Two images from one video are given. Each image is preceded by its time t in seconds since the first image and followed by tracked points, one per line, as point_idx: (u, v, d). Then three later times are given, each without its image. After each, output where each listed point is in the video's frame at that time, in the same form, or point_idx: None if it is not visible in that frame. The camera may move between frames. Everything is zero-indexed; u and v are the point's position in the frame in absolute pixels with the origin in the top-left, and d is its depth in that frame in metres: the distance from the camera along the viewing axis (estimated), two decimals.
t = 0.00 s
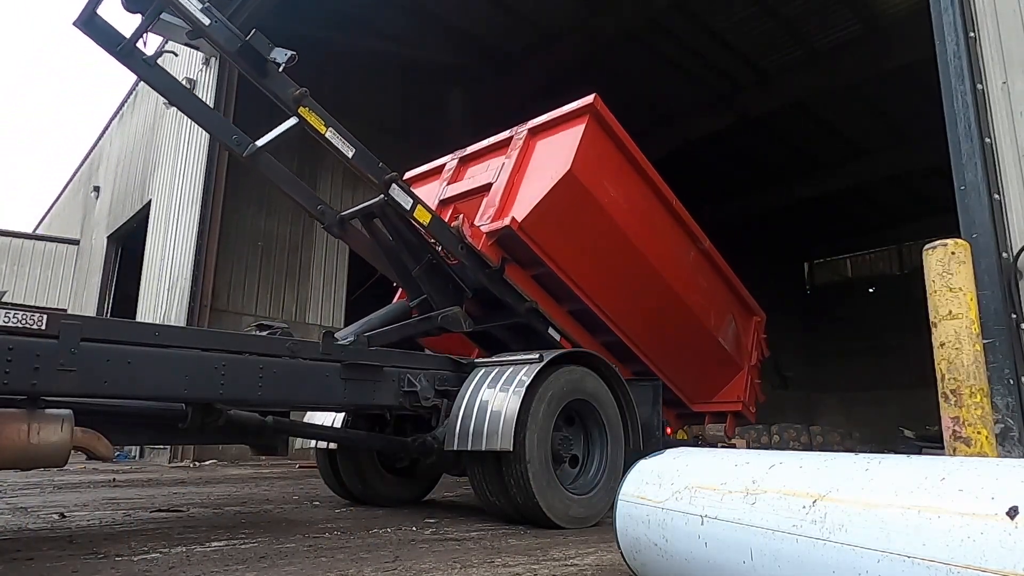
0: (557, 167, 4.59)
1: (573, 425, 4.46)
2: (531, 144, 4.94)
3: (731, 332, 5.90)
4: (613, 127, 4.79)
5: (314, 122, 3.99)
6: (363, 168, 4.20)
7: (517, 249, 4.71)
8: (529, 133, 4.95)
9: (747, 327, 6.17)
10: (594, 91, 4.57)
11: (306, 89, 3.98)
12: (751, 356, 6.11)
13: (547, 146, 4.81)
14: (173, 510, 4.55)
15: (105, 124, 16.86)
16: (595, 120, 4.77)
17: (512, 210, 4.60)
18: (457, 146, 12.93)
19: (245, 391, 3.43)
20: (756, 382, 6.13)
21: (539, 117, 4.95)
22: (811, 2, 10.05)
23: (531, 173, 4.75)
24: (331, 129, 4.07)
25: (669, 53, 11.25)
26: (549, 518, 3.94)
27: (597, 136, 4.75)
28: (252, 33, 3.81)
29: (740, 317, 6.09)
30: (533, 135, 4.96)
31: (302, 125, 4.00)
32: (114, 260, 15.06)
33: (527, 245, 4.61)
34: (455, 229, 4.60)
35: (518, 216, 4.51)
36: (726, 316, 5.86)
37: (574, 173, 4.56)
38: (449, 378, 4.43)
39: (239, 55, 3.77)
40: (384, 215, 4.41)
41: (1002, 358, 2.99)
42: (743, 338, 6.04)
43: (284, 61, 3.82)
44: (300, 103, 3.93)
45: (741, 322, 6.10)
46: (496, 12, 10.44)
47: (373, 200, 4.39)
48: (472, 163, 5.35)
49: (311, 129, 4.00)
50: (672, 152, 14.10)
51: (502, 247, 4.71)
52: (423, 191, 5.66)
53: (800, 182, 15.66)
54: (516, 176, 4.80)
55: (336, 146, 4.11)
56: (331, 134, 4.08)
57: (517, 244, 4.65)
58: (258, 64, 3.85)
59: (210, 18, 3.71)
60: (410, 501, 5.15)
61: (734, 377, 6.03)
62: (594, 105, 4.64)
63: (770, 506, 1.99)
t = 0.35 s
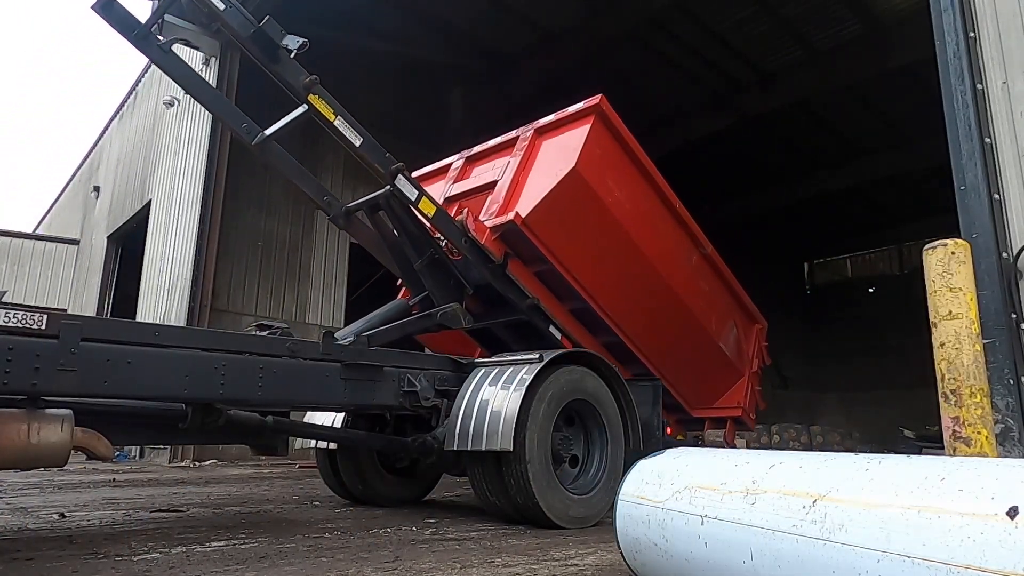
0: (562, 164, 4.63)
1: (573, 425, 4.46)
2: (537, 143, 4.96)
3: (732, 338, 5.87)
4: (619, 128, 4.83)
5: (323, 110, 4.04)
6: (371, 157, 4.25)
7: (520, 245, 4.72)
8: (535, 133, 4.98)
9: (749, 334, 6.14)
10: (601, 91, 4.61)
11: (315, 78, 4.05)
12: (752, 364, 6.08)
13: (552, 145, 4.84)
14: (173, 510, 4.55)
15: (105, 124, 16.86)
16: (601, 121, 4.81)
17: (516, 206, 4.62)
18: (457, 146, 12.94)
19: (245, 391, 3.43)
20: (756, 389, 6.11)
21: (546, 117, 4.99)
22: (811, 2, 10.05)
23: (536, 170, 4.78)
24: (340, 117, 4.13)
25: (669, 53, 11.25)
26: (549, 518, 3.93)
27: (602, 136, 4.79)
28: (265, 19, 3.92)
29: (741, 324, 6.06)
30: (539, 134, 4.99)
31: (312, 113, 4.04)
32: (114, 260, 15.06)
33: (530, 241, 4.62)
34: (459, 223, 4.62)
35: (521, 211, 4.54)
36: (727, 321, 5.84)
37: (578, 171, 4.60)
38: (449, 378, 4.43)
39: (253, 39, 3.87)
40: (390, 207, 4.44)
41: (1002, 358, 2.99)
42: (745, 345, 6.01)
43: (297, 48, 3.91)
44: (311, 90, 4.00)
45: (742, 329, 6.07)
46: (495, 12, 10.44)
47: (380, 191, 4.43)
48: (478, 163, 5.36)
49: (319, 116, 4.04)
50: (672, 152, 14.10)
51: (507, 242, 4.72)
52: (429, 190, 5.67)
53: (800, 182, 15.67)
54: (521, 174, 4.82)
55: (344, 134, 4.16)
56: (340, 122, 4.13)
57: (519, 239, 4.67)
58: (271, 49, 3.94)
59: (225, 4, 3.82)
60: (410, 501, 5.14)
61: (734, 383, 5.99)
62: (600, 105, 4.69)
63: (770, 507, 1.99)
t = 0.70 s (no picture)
0: (567, 162, 4.64)
1: (573, 425, 4.45)
2: (542, 143, 4.98)
3: (733, 343, 5.84)
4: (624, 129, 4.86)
5: (334, 99, 4.07)
6: (378, 147, 4.27)
7: (524, 241, 4.71)
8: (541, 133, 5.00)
9: (750, 342, 6.12)
10: (607, 92, 4.64)
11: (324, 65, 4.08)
12: (753, 371, 6.06)
13: (558, 145, 4.86)
14: (173, 510, 4.55)
15: (105, 124, 16.86)
16: (607, 122, 4.83)
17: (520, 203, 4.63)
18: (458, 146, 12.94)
19: (245, 391, 3.43)
20: (756, 396, 6.08)
21: (552, 118, 5.01)
22: (811, 2, 10.05)
23: (541, 169, 4.79)
24: (349, 105, 4.16)
25: (670, 53, 11.26)
26: (549, 518, 3.93)
27: (607, 137, 4.82)
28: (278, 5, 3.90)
29: (743, 331, 6.03)
30: (545, 134, 5.00)
31: (322, 102, 4.06)
32: (114, 260, 15.05)
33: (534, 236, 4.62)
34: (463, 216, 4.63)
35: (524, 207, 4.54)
36: (729, 327, 5.81)
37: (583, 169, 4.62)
38: (450, 378, 4.43)
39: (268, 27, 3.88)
40: (394, 199, 4.44)
41: (1003, 358, 2.99)
42: (746, 353, 6.00)
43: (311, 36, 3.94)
44: (322, 78, 4.02)
45: (743, 336, 6.04)
46: (495, 12, 10.44)
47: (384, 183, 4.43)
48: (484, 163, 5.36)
49: (330, 104, 4.07)
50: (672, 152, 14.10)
51: (511, 238, 4.72)
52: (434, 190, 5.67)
53: (800, 182, 15.66)
54: (526, 173, 4.82)
55: (353, 123, 4.18)
56: (350, 110, 4.16)
57: (523, 235, 4.67)
58: (284, 36, 3.95)
59: None
60: (410, 501, 5.14)
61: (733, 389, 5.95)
62: (606, 105, 4.71)
63: (770, 506, 1.99)
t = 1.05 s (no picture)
0: (571, 160, 4.66)
1: (573, 425, 4.45)
2: (548, 143, 4.99)
3: (733, 349, 5.83)
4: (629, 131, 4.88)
5: (343, 88, 4.10)
6: (385, 137, 4.29)
7: (527, 236, 4.71)
8: (547, 133, 5.02)
9: (751, 349, 6.11)
10: (613, 93, 4.67)
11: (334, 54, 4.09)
12: (753, 378, 6.04)
13: (563, 145, 4.87)
14: (173, 510, 4.55)
15: (105, 123, 16.86)
16: (612, 124, 4.86)
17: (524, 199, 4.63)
18: (458, 146, 12.93)
19: (244, 391, 3.43)
20: (756, 402, 6.05)
21: (559, 119, 5.03)
22: (811, 2, 10.04)
23: (546, 167, 4.80)
24: (358, 95, 4.19)
25: (670, 54, 11.26)
26: (549, 518, 3.93)
27: (612, 138, 4.83)
28: None
29: (744, 338, 6.01)
30: (550, 135, 5.02)
31: (332, 90, 4.08)
32: (114, 260, 15.06)
33: (537, 233, 4.62)
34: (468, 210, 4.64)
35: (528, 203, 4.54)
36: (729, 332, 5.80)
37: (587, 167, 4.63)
38: (450, 378, 4.43)
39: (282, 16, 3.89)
40: (399, 191, 4.43)
41: (1003, 358, 2.99)
42: (747, 359, 5.99)
43: (323, 26, 3.96)
44: (333, 67, 4.04)
45: (744, 343, 6.02)
46: (495, 13, 10.43)
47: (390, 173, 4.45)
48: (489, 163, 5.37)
49: (339, 94, 4.09)
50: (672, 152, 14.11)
51: (514, 235, 4.72)
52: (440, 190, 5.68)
53: (801, 182, 15.66)
54: (531, 171, 4.83)
55: (362, 113, 4.21)
56: (358, 100, 4.19)
57: (526, 231, 4.66)
58: (297, 25, 3.96)
59: None
60: (410, 500, 5.14)
61: (733, 395, 5.93)
62: (612, 106, 4.74)
63: (770, 506, 1.99)
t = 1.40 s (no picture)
0: (576, 159, 4.66)
1: (574, 425, 4.45)
2: (553, 143, 5.00)
3: (734, 355, 5.80)
4: (635, 132, 4.88)
5: (353, 77, 4.11)
6: (393, 128, 4.32)
7: (530, 233, 4.71)
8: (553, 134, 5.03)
9: (752, 356, 6.08)
10: (620, 94, 4.67)
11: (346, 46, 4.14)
12: (753, 386, 6.00)
13: (568, 145, 4.88)
14: (173, 509, 4.55)
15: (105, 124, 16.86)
16: (618, 126, 4.86)
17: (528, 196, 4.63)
18: (458, 146, 12.94)
19: (244, 391, 3.43)
20: (756, 408, 6.01)
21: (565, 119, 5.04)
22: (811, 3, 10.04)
23: (551, 165, 4.80)
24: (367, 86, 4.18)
25: (670, 54, 11.26)
26: (549, 518, 3.93)
27: (617, 139, 4.84)
28: None
29: (745, 345, 5.98)
30: (556, 135, 5.03)
31: (342, 79, 4.09)
32: (114, 260, 15.07)
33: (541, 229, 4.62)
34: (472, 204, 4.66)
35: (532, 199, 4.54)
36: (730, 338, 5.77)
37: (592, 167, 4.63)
38: (450, 378, 4.43)
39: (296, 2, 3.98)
40: (406, 182, 4.46)
41: (1003, 358, 2.99)
42: (747, 366, 5.96)
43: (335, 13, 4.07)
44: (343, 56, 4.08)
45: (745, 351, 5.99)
46: (495, 13, 10.43)
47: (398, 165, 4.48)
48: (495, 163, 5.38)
49: (348, 81, 4.10)
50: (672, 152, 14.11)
51: (518, 231, 4.73)
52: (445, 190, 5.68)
53: (801, 182, 15.65)
54: (536, 170, 4.84)
55: (370, 102, 4.21)
56: (367, 91, 4.19)
57: (529, 227, 4.66)
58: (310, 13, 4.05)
59: None
60: (410, 500, 5.14)
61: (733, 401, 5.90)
62: (618, 108, 4.74)
63: (770, 507, 1.99)
